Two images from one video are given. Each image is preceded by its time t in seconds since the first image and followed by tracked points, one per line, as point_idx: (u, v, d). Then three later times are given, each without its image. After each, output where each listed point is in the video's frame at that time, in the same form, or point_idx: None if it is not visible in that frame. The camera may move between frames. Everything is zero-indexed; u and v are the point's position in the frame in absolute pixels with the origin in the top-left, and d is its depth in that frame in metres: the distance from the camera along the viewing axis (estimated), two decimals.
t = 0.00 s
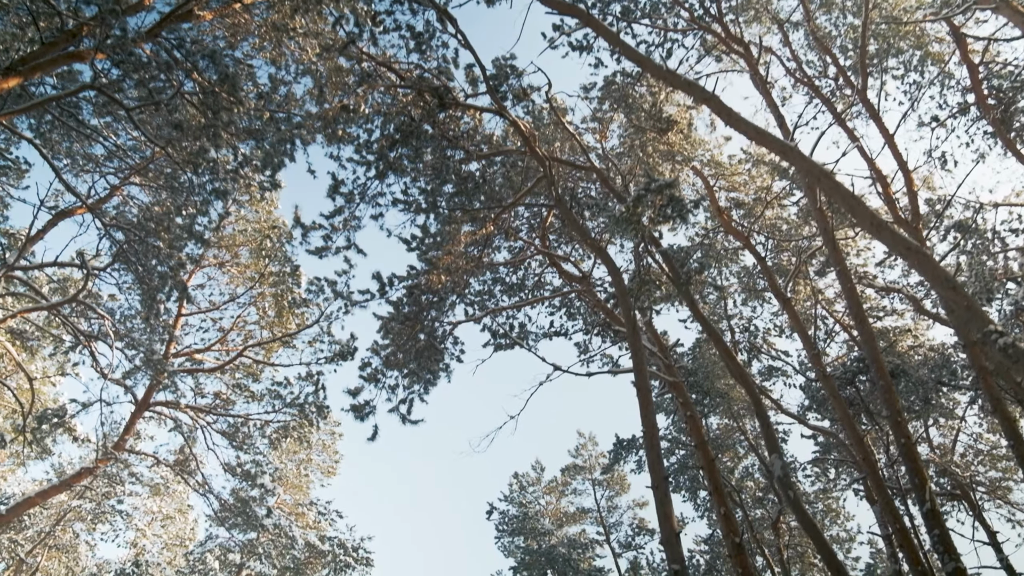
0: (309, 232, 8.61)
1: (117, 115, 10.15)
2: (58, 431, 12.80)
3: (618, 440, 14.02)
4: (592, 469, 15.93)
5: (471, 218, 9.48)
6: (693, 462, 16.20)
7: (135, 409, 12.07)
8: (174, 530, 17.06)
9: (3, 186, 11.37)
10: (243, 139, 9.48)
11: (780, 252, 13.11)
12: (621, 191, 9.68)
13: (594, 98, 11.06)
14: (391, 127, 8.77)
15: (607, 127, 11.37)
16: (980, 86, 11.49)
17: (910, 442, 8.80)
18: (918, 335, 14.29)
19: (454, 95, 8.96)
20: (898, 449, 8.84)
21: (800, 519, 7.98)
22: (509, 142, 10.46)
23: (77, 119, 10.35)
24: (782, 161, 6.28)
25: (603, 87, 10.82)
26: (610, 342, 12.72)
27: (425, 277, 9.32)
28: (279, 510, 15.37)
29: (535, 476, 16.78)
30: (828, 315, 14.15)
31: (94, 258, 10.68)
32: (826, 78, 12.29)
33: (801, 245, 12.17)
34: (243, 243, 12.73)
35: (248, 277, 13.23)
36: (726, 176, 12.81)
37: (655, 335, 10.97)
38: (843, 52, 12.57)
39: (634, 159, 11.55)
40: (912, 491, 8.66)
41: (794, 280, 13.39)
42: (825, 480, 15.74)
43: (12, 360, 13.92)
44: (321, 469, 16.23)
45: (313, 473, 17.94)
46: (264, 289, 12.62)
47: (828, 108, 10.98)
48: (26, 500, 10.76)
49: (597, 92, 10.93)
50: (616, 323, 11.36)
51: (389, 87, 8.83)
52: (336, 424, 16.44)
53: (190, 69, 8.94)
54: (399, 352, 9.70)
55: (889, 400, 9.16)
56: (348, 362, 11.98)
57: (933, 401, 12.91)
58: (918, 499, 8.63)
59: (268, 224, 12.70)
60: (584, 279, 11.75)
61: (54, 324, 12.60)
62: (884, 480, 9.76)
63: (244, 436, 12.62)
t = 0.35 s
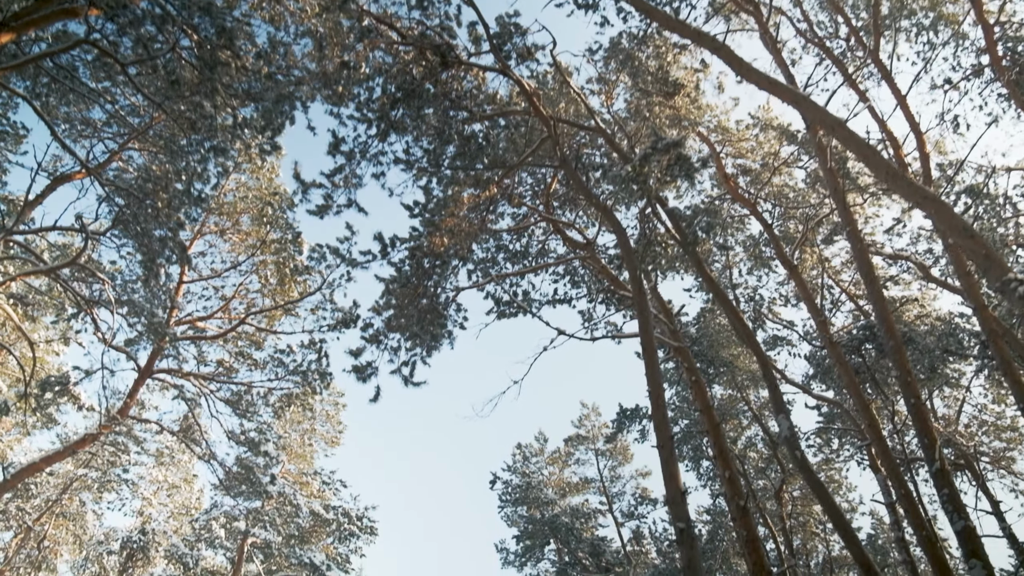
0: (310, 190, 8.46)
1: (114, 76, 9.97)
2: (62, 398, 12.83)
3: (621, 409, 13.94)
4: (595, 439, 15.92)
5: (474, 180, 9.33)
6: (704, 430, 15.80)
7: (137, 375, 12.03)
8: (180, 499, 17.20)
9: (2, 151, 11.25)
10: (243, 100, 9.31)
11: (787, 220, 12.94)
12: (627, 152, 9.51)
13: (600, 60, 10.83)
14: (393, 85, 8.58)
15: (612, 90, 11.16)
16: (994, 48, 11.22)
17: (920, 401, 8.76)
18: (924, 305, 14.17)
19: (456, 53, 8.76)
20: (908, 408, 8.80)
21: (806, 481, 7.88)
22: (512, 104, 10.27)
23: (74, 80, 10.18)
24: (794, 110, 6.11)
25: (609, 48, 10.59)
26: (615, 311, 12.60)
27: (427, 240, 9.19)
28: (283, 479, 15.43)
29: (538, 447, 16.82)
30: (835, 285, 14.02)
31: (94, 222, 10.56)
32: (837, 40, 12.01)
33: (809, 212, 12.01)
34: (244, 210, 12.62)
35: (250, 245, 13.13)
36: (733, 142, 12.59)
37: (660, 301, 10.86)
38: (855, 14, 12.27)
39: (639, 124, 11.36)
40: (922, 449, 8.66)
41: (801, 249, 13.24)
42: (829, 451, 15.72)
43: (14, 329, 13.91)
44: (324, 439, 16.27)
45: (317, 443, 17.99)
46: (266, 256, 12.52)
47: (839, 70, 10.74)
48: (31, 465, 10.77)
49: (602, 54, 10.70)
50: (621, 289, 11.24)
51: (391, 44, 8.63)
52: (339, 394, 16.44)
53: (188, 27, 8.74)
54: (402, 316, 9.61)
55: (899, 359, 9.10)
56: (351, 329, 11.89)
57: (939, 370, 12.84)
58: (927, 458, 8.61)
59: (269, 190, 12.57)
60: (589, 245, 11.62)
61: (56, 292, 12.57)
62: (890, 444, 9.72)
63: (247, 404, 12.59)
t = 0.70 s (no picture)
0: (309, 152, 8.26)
1: (108, 38, 9.75)
2: (62, 369, 12.78)
3: (623, 381, 13.82)
4: (597, 413, 15.87)
5: (476, 145, 9.15)
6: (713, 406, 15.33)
7: (136, 345, 11.94)
8: (182, 472, 17.30)
9: None
10: (239, 61, 9.10)
11: (792, 190, 12.78)
12: (632, 116, 9.30)
13: (604, 23, 10.57)
14: (393, 45, 8.36)
15: (616, 54, 10.92)
16: (1009, 12, 10.92)
17: (930, 363, 8.70)
18: (929, 277, 14.05)
19: (457, 11, 8.53)
20: (919, 371, 8.72)
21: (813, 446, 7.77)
22: (515, 68, 10.05)
23: (67, 42, 9.97)
24: (810, 60, 6.01)
25: (613, 10, 10.33)
26: (617, 281, 12.48)
27: (428, 204, 9.03)
28: (285, 451, 15.47)
29: (539, 421, 16.83)
30: (840, 258, 13.85)
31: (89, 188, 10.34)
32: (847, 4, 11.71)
33: (815, 182, 11.85)
34: (242, 180, 12.46)
35: (249, 215, 12.99)
36: (739, 111, 12.37)
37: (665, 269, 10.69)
38: None
39: (644, 90, 11.14)
40: (932, 414, 8.56)
41: (806, 220, 13.08)
42: (830, 425, 15.69)
43: (13, 301, 13.87)
44: (326, 412, 16.25)
45: (318, 417, 18.01)
46: (265, 226, 12.38)
47: (849, 33, 10.47)
48: (31, 433, 10.72)
49: (607, 17, 10.44)
50: (624, 257, 11.09)
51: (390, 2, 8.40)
52: (340, 367, 16.37)
53: None
54: (403, 283, 9.47)
55: (909, 324, 8.98)
56: (350, 299, 11.76)
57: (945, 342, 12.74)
58: (936, 422, 8.54)
59: (267, 159, 12.39)
60: (592, 215, 11.47)
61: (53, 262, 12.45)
62: (895, 414, 9.61)
63: (248, 374, 12.55)
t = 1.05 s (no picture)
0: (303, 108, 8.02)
1: None
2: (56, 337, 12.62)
3: (621, 350, 13.69)
4: (595, 383, 15.82)
5: (474, 104, 8.94)
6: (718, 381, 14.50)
7: (131, 312, 11.74)
8: (180, 442, 17.30)
9: None
10: (230, 15, 8.80)
11: (795, 157, 12.59)
12: (634, 74, 9.08)
13: None
14: None
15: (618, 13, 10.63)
16: None
17: (936, 323, 8.65)
18: (930, 247, 13.95)
19: None
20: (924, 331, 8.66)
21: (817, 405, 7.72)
22: (514, 26, 9.78)
23: None
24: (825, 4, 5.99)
25: None
26: (616, 249, 12.34)
27: (426, 163, 8.85)
28: (282, 419, 15.44)
29: (537, 392, 16.84)
30: (841, 227, 13.72)
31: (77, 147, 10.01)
32: None
33: (818, 148, 11.66)
34: (236, 144, 12.22)
35: (243, 181, 12.78)
36: (742, 75, 12.13)
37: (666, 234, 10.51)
38: None
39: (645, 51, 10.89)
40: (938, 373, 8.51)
41: (808, 188, 12.92)
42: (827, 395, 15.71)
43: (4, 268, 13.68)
44: (323, 381, 16.20)
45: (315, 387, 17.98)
46: (260, 192, 12.18)
47: None
48: (25, 399, 10.50)
49: None
50: (624, 222, 10.93)
51: None
52: (337, 337, 16.28)
53: None
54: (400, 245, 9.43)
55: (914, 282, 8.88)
56: (347, 265, 11.61)
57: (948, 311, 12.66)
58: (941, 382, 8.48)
59: (261, 123, 12.14)
60: (592, 180, 11.31)
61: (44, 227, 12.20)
62: (895, 378, 9.55)
63: (244, 342, 12.54)
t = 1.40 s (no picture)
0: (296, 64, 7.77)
1: None
2: (49, 307, 12.42)
3: (620, 323, 13.53)
4: (594, 358, 15.70)
5: (473, 64, 8.70)
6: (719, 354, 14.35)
7: (124, 282, 11.51)
8: (177, 416, 17.22)
9: None
10: None
11: (799, 127, 12.38)
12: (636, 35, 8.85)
13: None
14: None
15: None
16: None
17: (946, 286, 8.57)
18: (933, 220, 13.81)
19: None
20: (934, 292, 8.69)
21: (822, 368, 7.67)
22: None
23: None
24: None
25: None
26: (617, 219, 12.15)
27: (425, 125, 8.66)
28: (279, 393, 15.35)
29: (535, 368, 16.76)
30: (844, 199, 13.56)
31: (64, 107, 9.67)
32: None
33: (823, 116, 11.45)
34: (230, 111, 11.97)
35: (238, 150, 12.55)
36: (746, 41, 11.88)
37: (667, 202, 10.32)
38: None
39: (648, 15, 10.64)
40: (947, 336, 8.44)
41: (812, 158, 12.73)
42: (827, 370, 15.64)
43: None
44: (320, 355, 16.10)
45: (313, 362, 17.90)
46: (255, 160, 11.96)
47: None
48: (18, 367, 10.29)
49: None
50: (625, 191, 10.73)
51: None
52: (334, 310, 16.14)
53: None
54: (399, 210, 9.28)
55: (924, 243, 8.92)
56: (343, 234, 11.44)
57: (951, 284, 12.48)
58: (952, 342, 8.53)
59: (255, 89, 11.89)
60: (592, 148, 11.10)
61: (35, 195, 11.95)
62: (897, 348, 9.45)
63: (240, 313, 12.41)
